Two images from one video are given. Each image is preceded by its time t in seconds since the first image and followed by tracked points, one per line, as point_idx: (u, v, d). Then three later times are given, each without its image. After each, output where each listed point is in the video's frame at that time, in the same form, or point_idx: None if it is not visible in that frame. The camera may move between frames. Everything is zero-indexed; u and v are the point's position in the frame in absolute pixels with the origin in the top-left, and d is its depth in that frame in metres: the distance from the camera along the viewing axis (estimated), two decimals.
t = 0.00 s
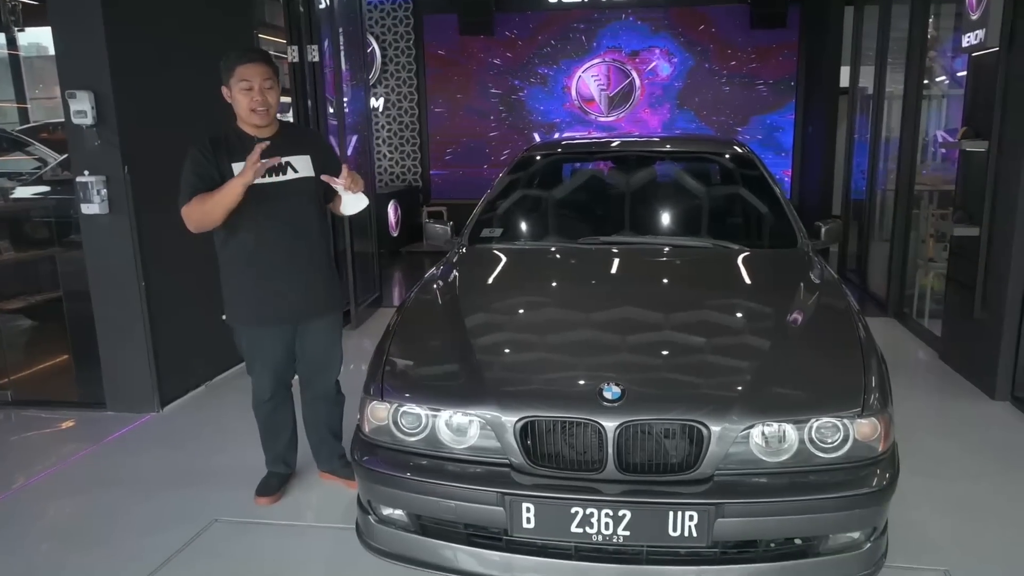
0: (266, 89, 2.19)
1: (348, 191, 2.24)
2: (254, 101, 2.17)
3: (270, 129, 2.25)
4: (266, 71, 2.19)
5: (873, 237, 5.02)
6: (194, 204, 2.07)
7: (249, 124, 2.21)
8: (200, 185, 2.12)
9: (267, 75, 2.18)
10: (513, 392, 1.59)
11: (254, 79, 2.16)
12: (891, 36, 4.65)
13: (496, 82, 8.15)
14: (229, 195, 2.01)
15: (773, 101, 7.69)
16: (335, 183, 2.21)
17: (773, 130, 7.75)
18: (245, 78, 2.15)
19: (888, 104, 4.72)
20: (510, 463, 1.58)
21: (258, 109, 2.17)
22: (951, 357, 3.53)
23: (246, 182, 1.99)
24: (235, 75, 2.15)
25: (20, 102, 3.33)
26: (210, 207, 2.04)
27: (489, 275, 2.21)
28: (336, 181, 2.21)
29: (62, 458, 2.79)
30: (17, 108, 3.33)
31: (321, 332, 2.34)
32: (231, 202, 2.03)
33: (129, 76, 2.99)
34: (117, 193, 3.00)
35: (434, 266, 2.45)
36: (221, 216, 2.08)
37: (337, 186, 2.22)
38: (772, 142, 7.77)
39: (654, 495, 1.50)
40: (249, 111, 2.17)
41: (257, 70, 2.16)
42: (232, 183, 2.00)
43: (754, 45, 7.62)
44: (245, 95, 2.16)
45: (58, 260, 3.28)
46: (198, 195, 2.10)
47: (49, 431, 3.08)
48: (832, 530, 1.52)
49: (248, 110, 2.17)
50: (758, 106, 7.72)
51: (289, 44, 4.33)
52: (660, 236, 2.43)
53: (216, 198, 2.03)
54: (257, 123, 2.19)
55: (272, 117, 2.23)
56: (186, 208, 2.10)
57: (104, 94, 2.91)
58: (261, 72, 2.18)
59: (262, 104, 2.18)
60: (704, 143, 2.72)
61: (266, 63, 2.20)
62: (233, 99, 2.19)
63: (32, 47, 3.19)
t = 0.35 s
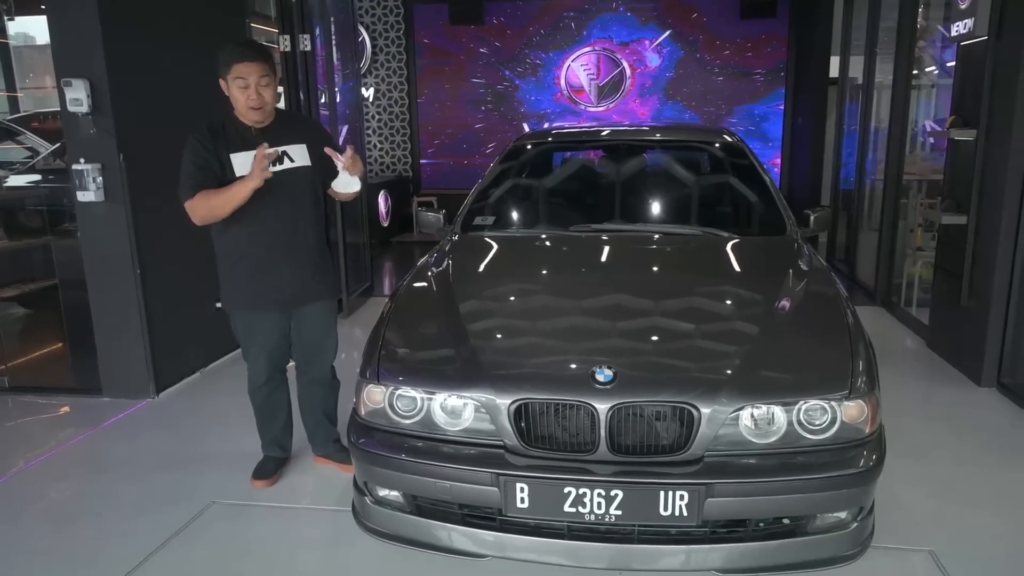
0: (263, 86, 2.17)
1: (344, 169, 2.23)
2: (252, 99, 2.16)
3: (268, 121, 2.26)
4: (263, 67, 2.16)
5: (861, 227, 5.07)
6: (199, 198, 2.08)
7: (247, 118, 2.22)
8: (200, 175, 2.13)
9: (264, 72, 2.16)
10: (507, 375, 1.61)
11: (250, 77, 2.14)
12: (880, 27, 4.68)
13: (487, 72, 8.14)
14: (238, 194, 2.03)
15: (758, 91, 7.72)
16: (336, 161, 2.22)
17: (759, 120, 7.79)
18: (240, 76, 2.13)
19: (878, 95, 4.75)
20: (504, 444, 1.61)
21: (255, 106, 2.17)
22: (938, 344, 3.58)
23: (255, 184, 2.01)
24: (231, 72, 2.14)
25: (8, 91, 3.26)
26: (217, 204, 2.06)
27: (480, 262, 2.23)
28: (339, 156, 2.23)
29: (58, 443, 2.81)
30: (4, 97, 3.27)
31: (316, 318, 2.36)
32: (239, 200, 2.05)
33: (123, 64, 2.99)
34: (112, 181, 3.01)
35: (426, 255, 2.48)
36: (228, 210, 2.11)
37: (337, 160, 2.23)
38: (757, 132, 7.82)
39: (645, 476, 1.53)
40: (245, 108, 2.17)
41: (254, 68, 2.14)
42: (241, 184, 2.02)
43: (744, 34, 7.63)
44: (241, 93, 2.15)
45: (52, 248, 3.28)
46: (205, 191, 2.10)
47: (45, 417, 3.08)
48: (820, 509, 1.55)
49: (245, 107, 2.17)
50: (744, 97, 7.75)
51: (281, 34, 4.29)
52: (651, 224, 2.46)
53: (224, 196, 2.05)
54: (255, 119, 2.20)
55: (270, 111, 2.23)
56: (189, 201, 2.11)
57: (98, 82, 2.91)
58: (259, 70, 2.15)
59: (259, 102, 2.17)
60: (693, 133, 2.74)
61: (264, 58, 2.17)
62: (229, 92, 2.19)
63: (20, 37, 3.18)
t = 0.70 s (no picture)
0: (245, 70, 2.16)
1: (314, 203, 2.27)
2: (235, 84, 2.15)
3: (262, 109, 2.24)
4: (244, 51, 2.15)
5: (854, 226, 5.09)
6: (207, 196, 2.12)
7: (241, 107, 2.22)
8: (200, 169, 2.16)
9: (244, 56, 2.15)
10: (502, 367, 1.63)
11: (230, 62, 2.14)
12: (874, 26, 4.71)
13: (482, 69, 8.15)
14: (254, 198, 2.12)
15: (751, 90, 7.76)
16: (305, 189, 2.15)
17: (752, 119, 7.82)
18: (222, 62, 2.14)
19: (872, 94, 4.78)
20: (499, 436, 1.62)
21: (240, 91, 2.16)
22: (930, 341, 3.60)
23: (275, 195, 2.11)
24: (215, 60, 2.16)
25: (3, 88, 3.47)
26: (228, 203, 2.13)
27: (475, 257, 2.24)
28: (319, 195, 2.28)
29: (53, 437, 2.81)
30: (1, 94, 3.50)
31: (312, 312, 2.37)
32: (251, 203, 2.14)
33: (120, 59, 2.99)
34: (109, 176, 3.00)
35: (421, 250, 2.49)
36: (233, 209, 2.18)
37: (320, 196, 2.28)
38: (750, 131, 7.85)
39: (639, 467, 1.54)
40: (232, 94, 2.17)
41: (233, 52, 2.14)
42: (259, 190, 2.11)
43: (738, 33, 7.67)
44: (225, 78, 2.15)
45: (48, 243, 3.28)
46: (212, 189, 2.15)
47: (41, 411, 3.08)
48: (811, 501, 1.57)
49: (232, 94, 2.17)
50: (737, 96, 7.79)
51: (276, 31, 4.30)
52: (645, 220, 2.47)
53: (239, 198, 2.12)
54: (245, 106, 2.19)
55: (259, 97, 2.21)
56: (192, 194, 2.14)
57: (95, 77, 2.91)
58: (239, 54, 2.15)
59: (244, 86, 2.16)
60: (687, 129, 2.76)
61: (246, 43, 2.17)
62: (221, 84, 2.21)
63: (14, 33, 3.17)
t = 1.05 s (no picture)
0: (257, 66, 2.20)
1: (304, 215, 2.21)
2: (246, 77, 2.18)
3: (262, 105, 2.26)
4: (257, 48, 2.20)
5: (849, 222, 5.11)
6: (195, 191, 2.14)
7: (243, 100, 2.22)
8: (193, 165, 2.15)
9: (257, 53, 2.19)
10: (499, 360, 1.63)
11: (245, 57, 2.17)
12: (871, 21, 4.71)
13: (479, 63, 8.13)
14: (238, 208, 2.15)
15: (748, 85, 7.76)
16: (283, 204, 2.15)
17: (748, 113, 7.83)
18: (235, 56, 2.17)
19: (868, 89, 4.79)
20: (496, 429, 1.62)
21: (249, 85, 2.18)
22: (926, 336, 3.61)
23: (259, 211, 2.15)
24: (226, 53, 2.17)
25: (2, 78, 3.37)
26: (213, 205, 2.14)
27: (471, 251, 2.24)
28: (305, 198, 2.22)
29: (50, 427, 2.81)
30: None
31: (308, 305, 2.37)
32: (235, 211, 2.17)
33: (119, 50, 2.98)
34: (107, 168, 3.00)
35: (418, 244, 2.49)
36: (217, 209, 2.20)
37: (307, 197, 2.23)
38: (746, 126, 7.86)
39: (635, 460, 1.55)
40: (240, 87, 2.19)
41: (247, 48, 2.18)
42: (245, 203, 2.14)
43: (736, 27, 7.65)
44: (236, 72, 2.17)
45: (45, 234, 3.27)
46: (203, 184, 2.16)
47: (38, 401, 3.08)
48: (807, 494, 1.57)
49: (240, 87, 2.19)
50: (734, 91, 7.79)
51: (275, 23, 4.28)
52: (641, 214, 2.47)
53: (222, 202, 2.14)
54: (250, 99, 2.21)
55: (264, 93, 2.23)
56: (184, 186, 2.14)
57: (94, 68, 2.90)
58: (252, 50, 2.19)
59: (254, 81, 2.19)
60: (683, 124, 2.76)
61: (258, 40, 2.21)
62: (225, 76, 2.21)
63: (11, 24, 3.15)
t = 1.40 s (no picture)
0: (259, 62, 2.20)
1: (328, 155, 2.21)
2: (249, 73, 2.17)
3: (259, 101, 2.27)
4: (259, 45, 2.20)
5: (845, 220, 5.11)
6: (181, 178, 2.10)
7: (242, 96, 2.22)
8: (185, 162, 2.14)
9: (260, 49, 2.19)
10: (495, 358, 1.63)
11: (248, 52, 2.16)
12: (866, 20, 4.71)
13: (476, 61, 8.13)
14: (220, 176, 2.05)
15: (745, 83, 7.76)
16: (317, 146, 2.18)
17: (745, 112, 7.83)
18: (238, 50, 2.15)
19: (863, 88, 4.80)
20: (492, 427, 1.62)
21: (251, 80, 2.18)
22: (922, 334, 3.61)
23: (237, 168, 2.04)
24: (228, 47, 2.15)
25: None
26: (201, 185, 2.07)
27: (466, 250, 2.23)
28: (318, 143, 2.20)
29: (47, 425, 2.81)
30: None
31: (304, 303, 2.37)
32: (223, 183, 2.07)
33: (116, 49, 2.98)
34: (104, 167, 2.99)
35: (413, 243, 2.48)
36: (212, 195, 2.12)
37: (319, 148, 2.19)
38: (743, 124, 7.86)
39: (631, 458, 1.55)
40: (243, 83, 2.18)
41: (250, 43, 2.17)
42: (223, 168, 2.04)
43: (732, 26, 7.66)
44: (238, 67, 2.16)
45: (42, 233, 3.26)
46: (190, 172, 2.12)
47: (35, 400, 3.08)
48: (803, 492, 1.58)
49: (242, 82, 2.18)
50: (731, 89, 7.79)
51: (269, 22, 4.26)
52: (637, 212, 2.47)
53: (202, 178, 2.06)
54: (250, 95, 2.21)
55: (264, 89, 2.24)
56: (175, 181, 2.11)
57: (91, 67, 2.89)
58: (255, 46, 2.18)
59: (256, 76, 2.19)
60: (679, 122, 2.76)
61: (260, 37, 2.21)
62: (225, 71, 2.19)
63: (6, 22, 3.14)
